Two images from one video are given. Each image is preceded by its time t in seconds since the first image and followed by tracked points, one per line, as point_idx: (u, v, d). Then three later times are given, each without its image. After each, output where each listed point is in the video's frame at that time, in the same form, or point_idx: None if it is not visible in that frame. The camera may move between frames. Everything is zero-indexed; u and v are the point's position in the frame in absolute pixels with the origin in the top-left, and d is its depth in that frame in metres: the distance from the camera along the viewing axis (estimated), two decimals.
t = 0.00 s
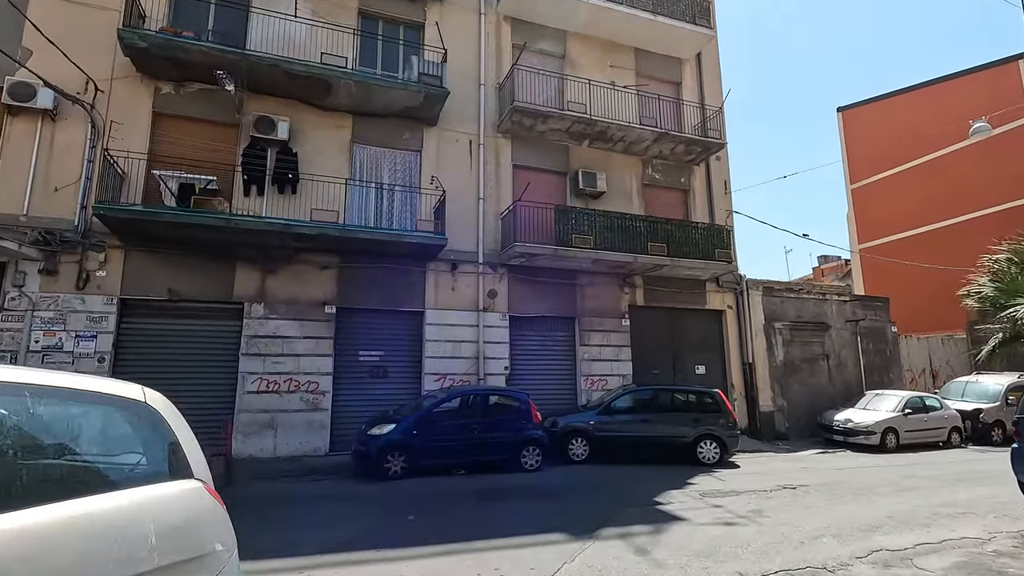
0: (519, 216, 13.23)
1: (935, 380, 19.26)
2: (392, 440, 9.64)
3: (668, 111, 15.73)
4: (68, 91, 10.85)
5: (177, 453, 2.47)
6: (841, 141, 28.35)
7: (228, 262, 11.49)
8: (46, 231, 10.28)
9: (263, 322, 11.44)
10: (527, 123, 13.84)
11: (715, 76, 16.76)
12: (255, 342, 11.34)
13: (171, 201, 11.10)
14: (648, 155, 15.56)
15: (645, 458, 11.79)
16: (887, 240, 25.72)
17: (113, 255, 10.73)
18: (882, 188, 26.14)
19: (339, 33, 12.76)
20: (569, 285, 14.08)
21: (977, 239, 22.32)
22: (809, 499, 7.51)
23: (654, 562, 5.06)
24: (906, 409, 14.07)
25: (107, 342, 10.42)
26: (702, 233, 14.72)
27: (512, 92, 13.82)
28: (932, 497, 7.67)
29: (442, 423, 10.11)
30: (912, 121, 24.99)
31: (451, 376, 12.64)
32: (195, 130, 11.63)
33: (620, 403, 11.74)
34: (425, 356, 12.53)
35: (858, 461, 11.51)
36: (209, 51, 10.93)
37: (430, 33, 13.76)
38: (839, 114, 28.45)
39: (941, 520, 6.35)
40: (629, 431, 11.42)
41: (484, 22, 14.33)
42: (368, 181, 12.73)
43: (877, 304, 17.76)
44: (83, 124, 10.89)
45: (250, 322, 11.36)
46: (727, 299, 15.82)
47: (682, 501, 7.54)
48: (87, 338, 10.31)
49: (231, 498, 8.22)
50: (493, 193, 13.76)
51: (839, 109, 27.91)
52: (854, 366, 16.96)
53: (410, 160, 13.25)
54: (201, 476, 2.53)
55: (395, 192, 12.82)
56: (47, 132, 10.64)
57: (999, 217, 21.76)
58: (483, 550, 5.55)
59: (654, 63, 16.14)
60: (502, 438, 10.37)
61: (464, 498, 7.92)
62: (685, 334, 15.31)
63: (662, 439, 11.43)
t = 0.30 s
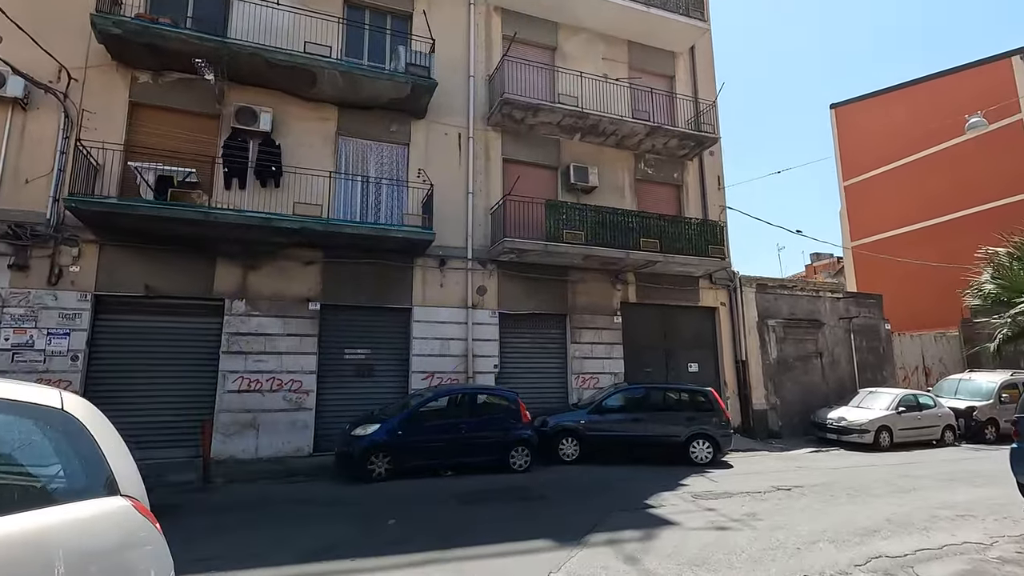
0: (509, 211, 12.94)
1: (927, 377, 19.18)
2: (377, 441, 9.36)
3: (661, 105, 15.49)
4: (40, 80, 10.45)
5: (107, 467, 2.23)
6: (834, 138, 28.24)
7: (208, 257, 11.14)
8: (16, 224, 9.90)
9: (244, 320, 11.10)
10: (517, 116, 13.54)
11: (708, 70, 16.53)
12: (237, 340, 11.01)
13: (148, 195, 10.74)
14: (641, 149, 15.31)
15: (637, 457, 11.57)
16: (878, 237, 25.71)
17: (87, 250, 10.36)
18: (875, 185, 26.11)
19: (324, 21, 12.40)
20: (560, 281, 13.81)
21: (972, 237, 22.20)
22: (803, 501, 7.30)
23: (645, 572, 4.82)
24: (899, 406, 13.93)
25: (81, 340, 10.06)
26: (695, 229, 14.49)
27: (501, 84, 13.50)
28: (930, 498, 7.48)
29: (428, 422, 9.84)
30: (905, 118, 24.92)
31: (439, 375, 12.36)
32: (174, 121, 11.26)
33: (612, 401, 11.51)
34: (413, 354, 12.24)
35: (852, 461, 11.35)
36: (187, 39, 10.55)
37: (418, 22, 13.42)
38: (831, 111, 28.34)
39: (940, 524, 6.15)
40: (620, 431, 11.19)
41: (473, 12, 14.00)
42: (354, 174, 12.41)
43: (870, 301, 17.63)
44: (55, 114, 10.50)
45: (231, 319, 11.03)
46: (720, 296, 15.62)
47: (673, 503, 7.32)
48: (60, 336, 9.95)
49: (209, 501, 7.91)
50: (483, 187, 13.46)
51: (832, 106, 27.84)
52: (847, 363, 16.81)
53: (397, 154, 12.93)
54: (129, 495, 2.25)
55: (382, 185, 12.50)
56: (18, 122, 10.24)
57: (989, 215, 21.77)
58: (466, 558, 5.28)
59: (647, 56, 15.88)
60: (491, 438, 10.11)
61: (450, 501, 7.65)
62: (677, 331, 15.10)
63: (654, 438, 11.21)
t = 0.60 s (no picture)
0: (491, 206, 12.68)
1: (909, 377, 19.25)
2: (350, 441, 9.05)
3: (646, 101, 15.33)
4: None
5: None
6: (817, 139, 28.44)
7: (177, 251, 10.74)
8: None
9: (214, 315, 10.71)
10: (500, 110, 13.27)
11: (694, 67, 16.40)
12: (206, 336, 10.62)
13: (113, 185, 10.30)
14: (625, 145, 15.13)
15: (618, 457, 11.37)
16: (861, 238, 25.93)
17: (47, 241, 9.92)
18: (857, 186, 26.31)
19: (301, 9, 12.04)
20: (543, 278, 13.57)
21: (951, 237, 22.45)
22: (785, 501, 7.13)
23: None
24: (881, 406, 13.91)
25: (40, 335, 9.62)
26: (679, 226, 14.35)
27: (484, 76, 13.22)
28: (912, 498, 7.35)
29: (404, 422, 9.54)
30: (888, 120, 25.12)
31: (418, 373, 12.06)
32: (141, 108, 10.83)
33: (594, 400, 11.30)
34: (391, 351, 11.93)
35: (835, 460, 11.25)
36: (155, 23, 10.13)
37: (399, 12, 13.11)
38: (815, 112, 28.53)
39: (923, 525, 6.00)
40: (602, 430, 10.99)
41: (456, 3, 13.72)
42: (330, 166, 12.06)
43: (853, 301, 17.63)
44: (14, 100, 10.04)
45: (199, 315, 10.63)
46: (704, 294, 15.50)
47: (652, 504, 7.10)
48: (17, 331, 9.51)
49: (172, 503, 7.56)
50: (464, 181, 13.19)
51: (816, 107, 28.01)
52: (830, 362, 16.79)
53: (376, 146, 12.60)
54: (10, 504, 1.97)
55: (360, 178, 12.17)
56: None
57: (968, 216, 22.04)
58: (432, 564, 5.00)
59: (632, 52, 15.70)
60: (469, 437, 9.83)
61: (422, 504, 7.36)
62: (661, 330, 14.94)
63: (636, 438, 11.03)
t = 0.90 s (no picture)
0: (459, 201, 12.36)
1: (872, 378, 19.60)
2: (306, 444, 8.64)
3: (619, 99, 15.21)
4: None
5: None
6: (788, 143, 28.88)
7: (125, 243, 10.16)
8: None
9: (164, 312, 10.16)
10: (470, 104, 12.96)
11: (667, 67, 16.35)
12: (155, 334, 10.06)
13: (53, 171, 9.64)
14: (598, 143, 14.98)
15: (586, 459, 11.18)
16: (827, 241, 26.48)
17: None
18: (825, 190, 26.83)
19: None
20: (512, 276, 13.31)
21: (913, 241, 23.11)
22: (752, 505, 7.00)
23: None
24: (846, 406, 14.06)
25: None
26: (650, 226, 14.26)
27: (454, 69, 12.89)
28: (876, 500, 7.30)
29: (364, 424, 9.17)
30: (856, 125, 25.64)
31: (382, 373, 11.67)
32: (87, 91, 10.19)
33: (562, 401, 11.10)
34: (353, 351, 11.51)
35: (801, 461, 11.26)
36: (101, 1, 9.52)
37: None
38: (786, 116, 28.94)
39: (888, 528, 5.92)
40: (570, 432, 10.78)
41: None
42: (291, 157, 11.58)
43: (820, 303, 17.84)
44: None
45: (147, 311, 10.06)
46: (674, 295, 15.46)
47: (617, 510, 6.90)
48: None
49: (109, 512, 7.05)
50: (433, 175, 12.85)
51: (787, 111, 28.42)
52: (797, 363, 16.94)
53: (341, 137, 12.16)
54: None
55: (323, 170, 11.72)
56: None
57: (931, 222, 22.71)
58: None
59: (606, 49, 15.56)
60: (432, 440, 9.51)
61: (378, 510, 7.01)
62: (631, 330, 14.82)
63: (604, 439, 10.86)
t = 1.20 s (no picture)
0: (422, 194, 11.99)
1: (830, 377, 20.04)
2: (253, 447, 8.15)
3: (587, 95, 15.10)
4: None
5: None
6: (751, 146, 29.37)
7: (57, 231, 9.43)
8: None
9: (100, 306, 9.49)
10: (435, 94, 12.58)
11: (635, 65, 16.30)
12: (90, 329, 9.38)
13: None
14: (565, 140, 14.80)
15: (549, 459, 10.97)
16: (788, 243, 27.13)
17: None
18: (787, 194, 27.43)
19: None
20: (476, 272, 13.01)
21: (869, 244, 23.89)
22: (713, 505, 6.88)
23: None
24: (805, 405, 14.26)
25: None
26: (616, 224, 14.18)
27: (418, 57, 12.48)
28: (834, 499, 7.29)
29: (315, 425, 8.72)
30: (816, 131, 26.23)
31: (338, 372, 11.20)
32: (14, 65, 9.40)
33: (525, 400, 10.87)
34: (308, 348, 11.01)
35: (761, 459, 11.31)
36: None
37: None
38: (749, 120, 29.42)
39: (847, 528, 5.85)
40: (532, 432, 10.55)
41: None
42: (243, 144, 10.99)
43: (781, 303, 18.12)
44: None
45: (81, 305, 9.36)
46: (640, 293, 15.43)
47: (576, 513, 6.67)
48: None
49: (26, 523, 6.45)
50: (395, 167, 12.43)
51: (751, 116, 28.86)
52: (758, 363, 17.15)
53: (297, 125, 11.62)
54: None
55: (277, 158, 11.16)
56: None
57: (887, 226, 23.49)
58: None
59: (574, 45, 15.39)
60: (388, 441, 9.13)
61: (326, 516, 6.61)
62: (596, 328, 14.70)
63: (567, 439, 10.67)
